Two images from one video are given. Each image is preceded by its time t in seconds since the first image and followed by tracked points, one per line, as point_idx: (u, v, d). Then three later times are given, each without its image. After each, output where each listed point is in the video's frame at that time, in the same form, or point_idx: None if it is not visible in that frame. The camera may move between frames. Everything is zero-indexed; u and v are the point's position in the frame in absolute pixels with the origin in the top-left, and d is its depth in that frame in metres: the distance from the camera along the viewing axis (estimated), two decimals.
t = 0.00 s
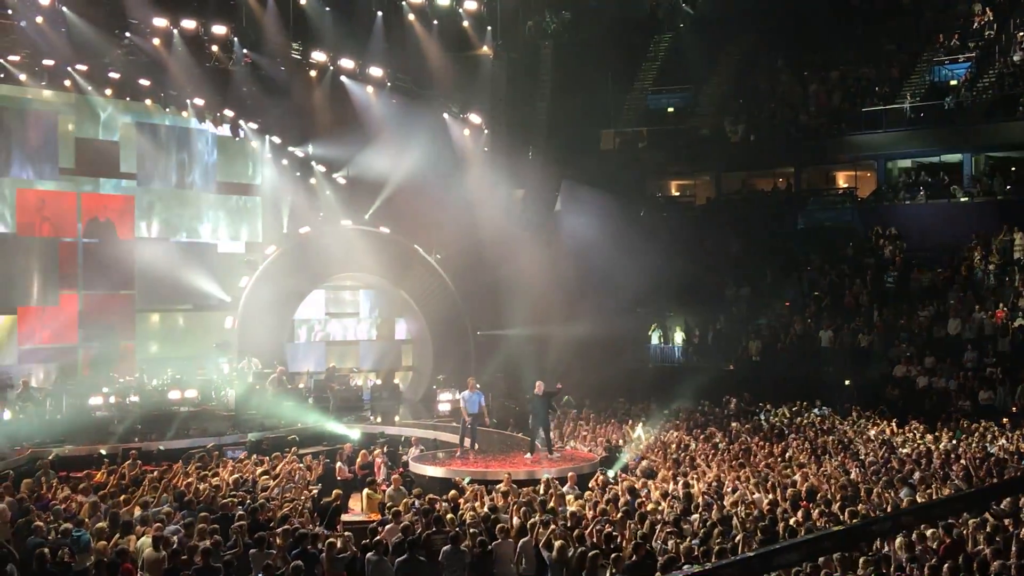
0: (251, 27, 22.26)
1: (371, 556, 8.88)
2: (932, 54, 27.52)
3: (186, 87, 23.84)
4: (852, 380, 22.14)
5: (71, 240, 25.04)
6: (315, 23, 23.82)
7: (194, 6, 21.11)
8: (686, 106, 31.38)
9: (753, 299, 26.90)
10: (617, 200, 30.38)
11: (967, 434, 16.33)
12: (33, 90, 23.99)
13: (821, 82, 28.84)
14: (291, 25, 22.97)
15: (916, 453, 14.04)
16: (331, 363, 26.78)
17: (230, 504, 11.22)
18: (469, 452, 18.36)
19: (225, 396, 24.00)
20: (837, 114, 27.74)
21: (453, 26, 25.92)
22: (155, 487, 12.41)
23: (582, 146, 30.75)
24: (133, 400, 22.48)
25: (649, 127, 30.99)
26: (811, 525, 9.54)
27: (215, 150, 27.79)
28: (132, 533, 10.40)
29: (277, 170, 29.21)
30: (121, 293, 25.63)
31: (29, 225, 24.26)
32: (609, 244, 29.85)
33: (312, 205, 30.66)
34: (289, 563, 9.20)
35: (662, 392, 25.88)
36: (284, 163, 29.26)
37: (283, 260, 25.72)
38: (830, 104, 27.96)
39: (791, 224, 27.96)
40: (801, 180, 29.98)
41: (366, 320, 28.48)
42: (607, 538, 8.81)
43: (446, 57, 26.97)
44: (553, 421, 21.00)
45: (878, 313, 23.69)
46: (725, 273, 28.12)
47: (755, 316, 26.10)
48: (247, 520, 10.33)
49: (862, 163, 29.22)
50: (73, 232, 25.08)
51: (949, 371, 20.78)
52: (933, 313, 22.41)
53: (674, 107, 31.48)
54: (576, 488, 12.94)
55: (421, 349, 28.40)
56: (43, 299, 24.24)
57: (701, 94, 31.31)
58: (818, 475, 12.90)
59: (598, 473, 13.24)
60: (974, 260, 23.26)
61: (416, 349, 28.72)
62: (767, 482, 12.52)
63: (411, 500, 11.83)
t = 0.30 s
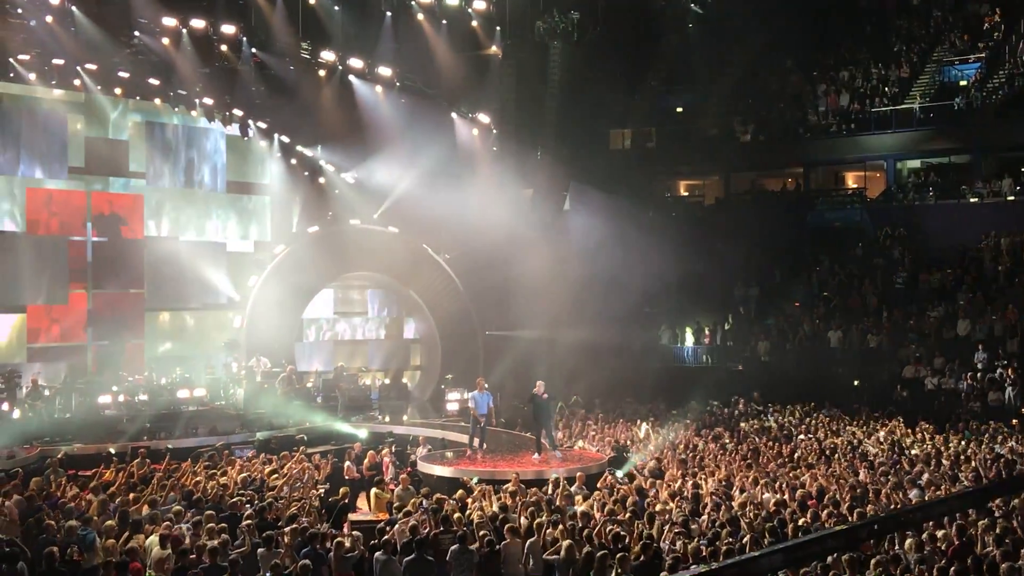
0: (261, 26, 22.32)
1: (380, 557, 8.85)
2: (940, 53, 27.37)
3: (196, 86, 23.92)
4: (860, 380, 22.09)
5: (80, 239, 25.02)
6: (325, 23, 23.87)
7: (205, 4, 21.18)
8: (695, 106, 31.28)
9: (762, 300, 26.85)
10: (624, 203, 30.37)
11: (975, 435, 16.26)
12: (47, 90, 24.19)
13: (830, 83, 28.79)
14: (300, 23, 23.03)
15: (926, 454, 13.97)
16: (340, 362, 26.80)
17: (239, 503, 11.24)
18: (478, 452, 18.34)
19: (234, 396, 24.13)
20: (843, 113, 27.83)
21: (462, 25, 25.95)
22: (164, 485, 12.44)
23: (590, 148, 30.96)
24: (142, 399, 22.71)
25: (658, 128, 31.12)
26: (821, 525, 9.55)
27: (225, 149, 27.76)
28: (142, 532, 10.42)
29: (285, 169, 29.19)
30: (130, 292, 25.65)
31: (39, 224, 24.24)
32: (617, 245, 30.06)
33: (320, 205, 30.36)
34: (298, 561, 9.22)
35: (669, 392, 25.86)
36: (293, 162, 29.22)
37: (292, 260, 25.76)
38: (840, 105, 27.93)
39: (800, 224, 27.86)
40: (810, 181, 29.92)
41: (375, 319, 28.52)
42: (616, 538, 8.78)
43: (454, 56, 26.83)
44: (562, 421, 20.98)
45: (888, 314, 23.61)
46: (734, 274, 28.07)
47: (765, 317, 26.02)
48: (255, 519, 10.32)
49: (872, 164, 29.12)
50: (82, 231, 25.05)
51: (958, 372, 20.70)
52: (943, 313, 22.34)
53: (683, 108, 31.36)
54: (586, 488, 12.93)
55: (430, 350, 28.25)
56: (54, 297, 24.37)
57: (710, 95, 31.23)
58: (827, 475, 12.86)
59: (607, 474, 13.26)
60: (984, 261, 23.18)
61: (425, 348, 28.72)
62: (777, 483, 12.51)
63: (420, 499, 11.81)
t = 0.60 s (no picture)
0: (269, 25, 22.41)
1: (386, 555, 8.86)
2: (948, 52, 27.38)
3: (203, 85, 24.00)
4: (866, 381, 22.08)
5: (88, 237, 25.12)
6: (332, 22, 23.93)
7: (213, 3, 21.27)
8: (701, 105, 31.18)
9: (768, 300, 26.83)
10: (634, 202, 30.37)
11: (982, 435, 16.22)
12: (55, 88, 24.24)
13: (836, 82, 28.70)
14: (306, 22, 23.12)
15: (933, 454, 13.93)
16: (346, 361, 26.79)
17: (245, 501, 11.27)
18: (484, 451, 18.33)
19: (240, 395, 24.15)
20: (851, 113, 27.59)
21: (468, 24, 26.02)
22: (170, 483, 12.49)
23: (595, 147, 30.85)
24: (149, 398, 22.48)
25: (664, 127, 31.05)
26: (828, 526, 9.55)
27: (233, 148, 27.80)
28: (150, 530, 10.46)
29: (292, 168, 29.02)
30: (136, 290, 25.80)
31: (46, 222, 24.20)
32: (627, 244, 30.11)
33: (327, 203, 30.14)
34: (305, 559, 9.24)
35: (675, 390, 25.86)
36: (301, 161, 29.12)
37: (298, 259, 25.79)
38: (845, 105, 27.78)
39: (807, 224, 27.81)
40: (817, 181, 29.86)
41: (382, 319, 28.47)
42: (622, 537, 8.77)
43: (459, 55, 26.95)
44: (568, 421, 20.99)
45: (894, 314, 23.54)
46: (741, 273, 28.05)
47: (771, 316, 25.96)
48: (261, 517, 10.31)
49: (878, 163, 29.11)
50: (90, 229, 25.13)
51: (964, 372, 20.66)
52: (949, 313, 22.29)
53: (691, 105, 31.17)
54: (592, 487, 12.96)
55: (435, 349, 28.29)
56: (60, 294, 24.31)
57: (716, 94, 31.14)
58: (833, 475, 12.83)
59: (614, 473, 13.25)
60: (991, 260, 23.13)
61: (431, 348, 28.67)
62: (783, 483, 12.51)
63: (426, 498, 11.79)
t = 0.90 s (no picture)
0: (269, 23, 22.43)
1: (387, 552, 8.89)
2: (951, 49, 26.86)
3: (203, 82, 24.03)
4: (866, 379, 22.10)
5: (89, 234, 25.12)
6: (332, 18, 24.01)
7: None
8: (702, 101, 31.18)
9: (768, 297, 26.85)
10: (634, 201, 30.35)
11: (983, 432, 16.22)
12: (55, 85, 24.27)
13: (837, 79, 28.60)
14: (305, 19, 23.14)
15: (933, 452, 13.92)
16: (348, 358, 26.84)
17: (246, 499, 11.31)
18: (485, 448, 18.35)
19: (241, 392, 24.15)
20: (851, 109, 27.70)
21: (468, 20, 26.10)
22: (171, 480, 12.54)
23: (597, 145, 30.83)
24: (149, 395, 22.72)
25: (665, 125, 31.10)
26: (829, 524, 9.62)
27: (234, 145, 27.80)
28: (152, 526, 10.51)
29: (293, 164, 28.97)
30: (138, 287, 25.80)
31: (47, 219, 24.21)
32: (626, 241, 30.11)
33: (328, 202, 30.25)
34: (305, 556, 9.27)
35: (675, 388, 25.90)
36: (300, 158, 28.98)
37: (299, 256, 25.80)
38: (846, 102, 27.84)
39: (808, 222, 27.80)
40: (818, 178, 29.88)
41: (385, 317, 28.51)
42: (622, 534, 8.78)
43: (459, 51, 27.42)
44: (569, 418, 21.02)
45: (895, 311, 23.51)
46: (741, 270, 28.11)
47: (772, 313, 25.99)
48: (261, 515, 10.37)
49: (879, 160, 29.04)
50: (91, 225, 25.14)
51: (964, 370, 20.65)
52: (949, 310, 22.29)
53: (691, 104, 31.19)
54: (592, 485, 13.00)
55: (436, 347, 28.22)
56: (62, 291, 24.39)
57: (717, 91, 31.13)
58: (833, 473, 12.84)
59: (614, 470, 13.28)
60: (991, 258, 23.10)
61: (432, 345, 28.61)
62: (784, 480, 12.53)
63: (427, 495, 11.84)
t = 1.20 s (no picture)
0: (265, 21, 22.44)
1: (384, 550, 8.91)
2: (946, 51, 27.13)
3: (200, 80, 24.00)
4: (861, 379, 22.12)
5: (85, 233, 25.04)
6: (327, 14, 24.18)
7: None
8: (699, 99, 31.20)
9: (764, 296, 26.91)
10: (628, 200, 30.26)
11: (978, 430, 16.24)
12: (52, 82, 24.14)
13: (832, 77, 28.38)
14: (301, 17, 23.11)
15: (928, 451, 13.93)
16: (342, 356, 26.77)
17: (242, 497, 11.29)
18: (481, 446, 18.34)
19: (237, 390, 24.10)
20: (847, 109, 27.14)
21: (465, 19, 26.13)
22: (167, 478, 12.51)
23: (592, 144, 30.78)
24: (145, 394, 22.79)
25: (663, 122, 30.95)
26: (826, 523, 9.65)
27: (231, 144, 27.71)
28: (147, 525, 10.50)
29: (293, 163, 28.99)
30: (134, 285, 25.76)
31: (42, 217, 24.17)
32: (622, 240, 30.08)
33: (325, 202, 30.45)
34: (301, 555, 9.27)
35: (671, 386, 25.93)
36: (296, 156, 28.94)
37: (296, 253, 25.73)
38: (841, 100, 27.31)
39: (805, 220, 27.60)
40: (814, 177, 29.91)
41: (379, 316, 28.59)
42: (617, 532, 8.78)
43: (456, 49, 28.14)
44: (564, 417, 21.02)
45: (890, 310, 23.51)
46: (737, 269, 28.12)
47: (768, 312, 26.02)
48: (257, 514, 10.36)
49: (875, 159, 28.93)
50: (88, 224, 25.08)
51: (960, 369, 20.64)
52: (945, 310, 22.29)
53: (687, 102, 31.26)
54: (588, 483, 13.03)
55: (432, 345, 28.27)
56: (55, 290, 24.34)
57: (713, 89, 31.11)
58: (828, 471, 12.84)
59: (610, 470, 13.29)
60: (987, 257, 23.09)
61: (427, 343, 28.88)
62: (779, 478, 12.57)
63: (423, 494, 11.83)
